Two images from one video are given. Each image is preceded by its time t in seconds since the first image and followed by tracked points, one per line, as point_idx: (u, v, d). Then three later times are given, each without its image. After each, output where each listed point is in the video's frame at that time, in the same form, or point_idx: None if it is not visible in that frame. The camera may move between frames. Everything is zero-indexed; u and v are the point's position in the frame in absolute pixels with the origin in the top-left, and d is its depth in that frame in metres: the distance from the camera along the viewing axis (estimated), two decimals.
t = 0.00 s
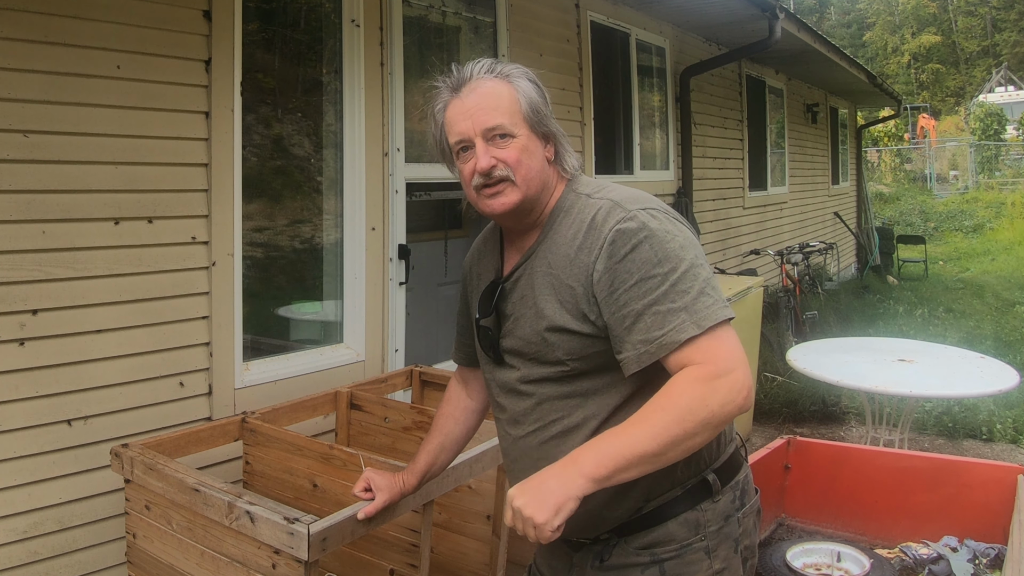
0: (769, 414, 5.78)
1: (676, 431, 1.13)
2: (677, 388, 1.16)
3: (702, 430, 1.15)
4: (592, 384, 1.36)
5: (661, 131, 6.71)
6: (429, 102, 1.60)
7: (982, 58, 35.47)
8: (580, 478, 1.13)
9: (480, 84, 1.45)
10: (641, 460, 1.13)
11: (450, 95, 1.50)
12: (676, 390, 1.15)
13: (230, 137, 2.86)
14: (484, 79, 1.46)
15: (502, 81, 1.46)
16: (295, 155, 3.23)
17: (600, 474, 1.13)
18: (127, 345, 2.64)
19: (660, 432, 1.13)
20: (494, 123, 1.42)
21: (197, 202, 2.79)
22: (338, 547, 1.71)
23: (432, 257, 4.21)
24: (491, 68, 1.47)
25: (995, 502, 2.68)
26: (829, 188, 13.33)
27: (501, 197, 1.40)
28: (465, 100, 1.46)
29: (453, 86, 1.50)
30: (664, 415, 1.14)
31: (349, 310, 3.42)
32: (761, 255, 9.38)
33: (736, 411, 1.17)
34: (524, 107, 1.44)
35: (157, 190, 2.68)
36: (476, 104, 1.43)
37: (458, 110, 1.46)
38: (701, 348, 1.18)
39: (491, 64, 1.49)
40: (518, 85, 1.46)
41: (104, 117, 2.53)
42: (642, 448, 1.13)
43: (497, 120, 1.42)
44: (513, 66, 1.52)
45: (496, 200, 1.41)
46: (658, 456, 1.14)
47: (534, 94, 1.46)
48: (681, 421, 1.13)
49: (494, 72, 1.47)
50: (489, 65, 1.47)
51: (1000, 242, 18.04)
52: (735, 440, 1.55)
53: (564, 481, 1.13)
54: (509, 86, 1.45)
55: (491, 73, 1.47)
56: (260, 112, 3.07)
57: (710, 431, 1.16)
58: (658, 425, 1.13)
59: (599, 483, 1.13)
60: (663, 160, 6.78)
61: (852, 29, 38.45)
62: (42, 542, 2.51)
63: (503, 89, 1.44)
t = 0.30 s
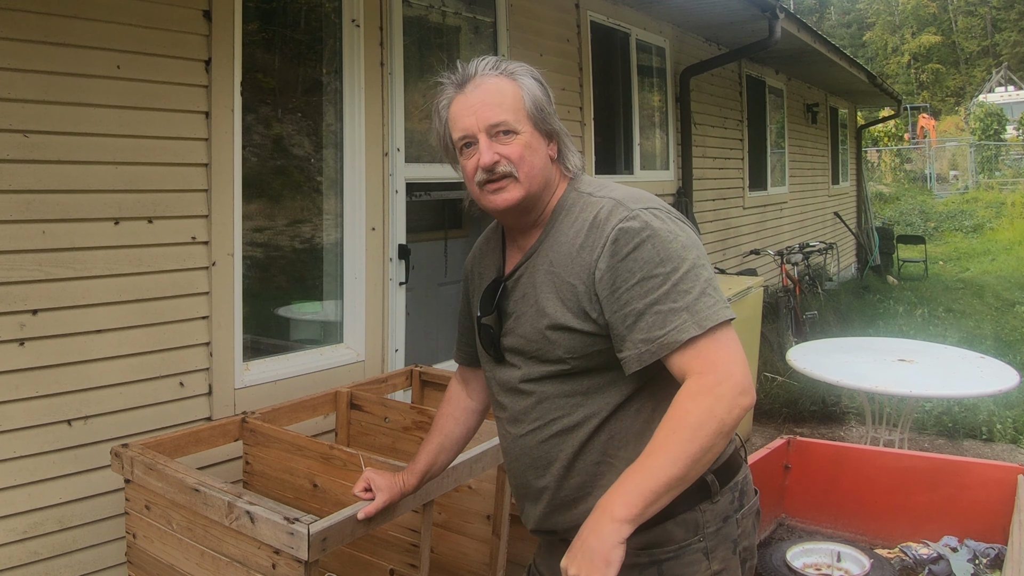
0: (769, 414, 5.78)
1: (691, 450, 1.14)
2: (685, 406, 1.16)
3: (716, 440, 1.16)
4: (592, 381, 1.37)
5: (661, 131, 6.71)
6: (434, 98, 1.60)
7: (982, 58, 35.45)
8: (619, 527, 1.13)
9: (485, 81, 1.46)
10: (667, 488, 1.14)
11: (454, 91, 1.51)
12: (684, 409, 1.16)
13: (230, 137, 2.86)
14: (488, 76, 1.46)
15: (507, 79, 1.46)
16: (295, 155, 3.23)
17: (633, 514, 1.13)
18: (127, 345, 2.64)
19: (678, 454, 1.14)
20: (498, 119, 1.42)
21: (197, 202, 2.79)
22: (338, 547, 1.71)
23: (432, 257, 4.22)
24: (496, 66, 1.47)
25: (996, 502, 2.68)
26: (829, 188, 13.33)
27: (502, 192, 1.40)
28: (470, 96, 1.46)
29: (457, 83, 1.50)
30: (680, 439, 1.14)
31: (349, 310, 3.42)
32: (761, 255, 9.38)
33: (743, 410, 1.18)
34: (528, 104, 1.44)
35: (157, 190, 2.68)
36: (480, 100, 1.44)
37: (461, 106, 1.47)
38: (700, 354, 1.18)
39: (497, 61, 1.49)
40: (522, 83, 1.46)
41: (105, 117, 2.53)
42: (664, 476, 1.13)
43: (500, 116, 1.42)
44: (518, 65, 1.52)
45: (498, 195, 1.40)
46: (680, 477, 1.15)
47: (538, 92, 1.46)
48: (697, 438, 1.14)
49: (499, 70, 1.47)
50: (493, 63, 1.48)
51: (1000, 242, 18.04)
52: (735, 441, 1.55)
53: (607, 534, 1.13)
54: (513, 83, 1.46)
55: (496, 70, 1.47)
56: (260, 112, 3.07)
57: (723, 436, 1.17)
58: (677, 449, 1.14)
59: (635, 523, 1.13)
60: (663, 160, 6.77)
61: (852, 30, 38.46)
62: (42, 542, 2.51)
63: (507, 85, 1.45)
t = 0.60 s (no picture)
0: (769, 414, 5.77)
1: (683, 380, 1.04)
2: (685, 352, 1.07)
3: (714, 391, 1.05)
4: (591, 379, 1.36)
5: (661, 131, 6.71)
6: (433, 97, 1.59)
7: (982, 58, 35.45)
8: (585, 421, 1.01)
9: (477, 86, 1.44)
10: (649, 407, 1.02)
11: (450, 95, 1.50)
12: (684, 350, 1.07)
13: (230, 137, 2.86)
14: (480, 81, 1.44)
15: (499, 82, 1.43)
16: (295, 155, 3.23)
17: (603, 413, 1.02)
18: (127, 345, 2.64)
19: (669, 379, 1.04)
20: (490, 128, 1.41)
21: (197, 202, 2.79)
22: (338, 547, 1.71)
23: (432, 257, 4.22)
24: (489, 68, 1.45)
25: (995, 502, 2.68)
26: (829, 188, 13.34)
27: (499, 201, 1.42)
28: (463, 102, 1.45)
29: (451, 89, 1.49)
30: (671, 363, 1.05)
31: (349, 310, 3.42)
32: (761, 255, 9.38)
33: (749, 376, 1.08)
34: (522, 108, 1.42)
35: (157, 190, 2.68)
36: (473, 108, 1.42)
37: (456, 113, 1.46)
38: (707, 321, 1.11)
39: (490, 62, 1.46)
40: (515, 86, 1.43)
41: (105, 117, 2.53)
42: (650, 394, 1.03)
43: (493, 124, 1.41)
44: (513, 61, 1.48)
45: (495, 204, 1.42)
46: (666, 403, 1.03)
47: (531, 93, 1.43)
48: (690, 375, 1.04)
49: (491, 72, 1.44)
50: (487, 66, 1.45)
51: (1000, 242, 18.04)
52: (735, 442, 1.54)
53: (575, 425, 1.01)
54: (506, 87, 1.43)
55: (489, 74, 1.44)
56: (260, 112, 3.07)
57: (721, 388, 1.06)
58: (668, 371, 1.05)
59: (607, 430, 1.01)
60: (663, 160, 6.77)
61: (852, 30, 38.47)
62: (42, 542, 2.51)
63: (499, 90, 1.42)
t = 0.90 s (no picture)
0: (769, 414, 5.77)
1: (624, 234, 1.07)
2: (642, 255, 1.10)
3: (639, 274, 1.03)
4: (593, 383, 1.34)
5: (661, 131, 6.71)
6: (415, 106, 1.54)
7: (982, 58, 35.45)
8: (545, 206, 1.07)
9: (452, 106, 1.38)
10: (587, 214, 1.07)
11: (428, 112, 1.44)
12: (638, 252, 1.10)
13: (230, 136, 2.86)
14: (456, 101, 1.38)
15: (472, 102, 1.36)
16: (295, 155, 3.23)
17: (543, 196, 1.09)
18: (127, 345, 2.64)
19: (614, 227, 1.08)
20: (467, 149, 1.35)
21: (197, 202, 2.79)
22: (338, 547, 1.70)
23: (432, 257, 4.21)
24: (462, 85, 1.39)
25: (996, 502, 2.68)
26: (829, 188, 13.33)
27: (490, 218, 1.37)
28: (440, 124, 1.40)
29: (429, 107, 1.44)
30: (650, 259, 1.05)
31: (350, 310, 3.42)
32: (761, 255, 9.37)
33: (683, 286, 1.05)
34: (497, 124, 1.35)
35: (157, 190, 2.68)
36: (448, 130, 1.37)
37: (434, 134, 1.41)
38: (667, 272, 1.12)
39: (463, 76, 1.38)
40: (489, 103, 1.36)
41: (105, 117, 2.53)
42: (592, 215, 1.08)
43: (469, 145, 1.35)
44: (488, 69, 1.40)
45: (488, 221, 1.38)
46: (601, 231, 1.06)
47: (506, 110, 1.36)
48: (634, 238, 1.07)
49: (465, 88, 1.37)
50: (460, 82, 1.39)
51: (1000, 242, 18.03)
52: (738, 444, 1.54)
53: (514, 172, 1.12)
54: (481, 102, 1.36)
55: (463, 91, 1.38)
56: (260, 112, 3.07)
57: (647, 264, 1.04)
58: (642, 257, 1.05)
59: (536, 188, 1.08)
60: (663, 160, 6.77)
61: (852, 30, 38.48)
62: (42, 542, 2.51)
63: (473, 111, 1.35)
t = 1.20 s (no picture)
0: (769, 414, 5.77)
1: (543, 450, 1.09)
2: (557, 400, 1.12)
3: (560, 449, 1.10)
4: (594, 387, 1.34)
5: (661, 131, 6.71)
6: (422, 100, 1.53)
7: (982, 58, 35.45)
8: (458, 513, 1.10)
9: (464, 100, 1.37)
10: (508, 484, 1.09)
11: (436, 106, 1.42)
12: (549, 407, 1.12)
13: (230, 137, 2.86)
14: (467, 96, 1.37)
15: (484, 97, 1.36)
16: (295, 155, 3.23)
17: (472, 508, 1.09)
18: (127, 345, 2.64)
19: (528, 451, 1.09)
20: (479, 145, 1.35)
21: (197, 202, 2.79)
22: (338, 547, 1.70)
23: (432, 257, 4.22)
24: (474, 79, 1.37)
25: (996, 502, 2.68)
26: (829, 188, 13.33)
27: (500, 215, 1.42)
28: (450, 118, 1.39)
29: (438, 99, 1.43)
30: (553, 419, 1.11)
31: (350, 310, 3.42)
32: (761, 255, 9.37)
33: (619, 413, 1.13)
34: (509, 121, 1.35)
35: (157, 190, 2.68)
36: (459, 125, 1.37)
37: (445, 128, 1.40)
38: (588, 361, 1.15)
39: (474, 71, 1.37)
40: (502, 99, 1.35)
41: (105, 117, 2.53)
42: (507, 471, 1.09)
43: (480, 141, 1.35)
44: (499, 64, 1.39)
45: (497, 218, 1.43)
46: (529, 480, 1.09)
47: (519, 106, 1.36)
48: (553, 432, 1.10)
49: (477, 84, 1.36)
50: (471, 76, 1.37)
51: (999, 242, 18.03)
52: (740, 443, 1.54)
53: (434, 523, 1.11)
54: (493, 97, 1.36)
55: (474, 85, 1.37)
56: (260, 112, 3.07)
57: (586, 451, 1.11)
58: (548, 426, 1.10)
59: (472, 522, 1.10)
60: (663, 160, 6.77)
61: (852, 30, 38.48)
62: (42, 542, 2.51)
63: (485, 107, 1.35)
